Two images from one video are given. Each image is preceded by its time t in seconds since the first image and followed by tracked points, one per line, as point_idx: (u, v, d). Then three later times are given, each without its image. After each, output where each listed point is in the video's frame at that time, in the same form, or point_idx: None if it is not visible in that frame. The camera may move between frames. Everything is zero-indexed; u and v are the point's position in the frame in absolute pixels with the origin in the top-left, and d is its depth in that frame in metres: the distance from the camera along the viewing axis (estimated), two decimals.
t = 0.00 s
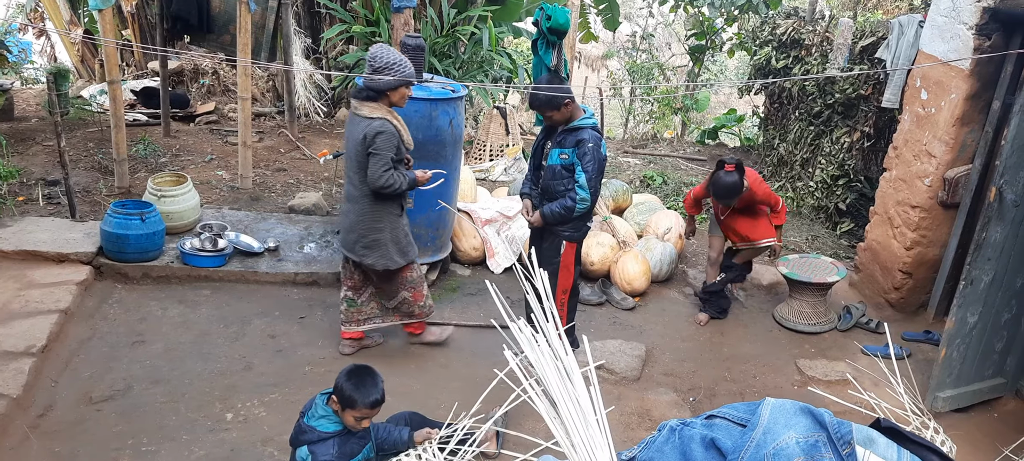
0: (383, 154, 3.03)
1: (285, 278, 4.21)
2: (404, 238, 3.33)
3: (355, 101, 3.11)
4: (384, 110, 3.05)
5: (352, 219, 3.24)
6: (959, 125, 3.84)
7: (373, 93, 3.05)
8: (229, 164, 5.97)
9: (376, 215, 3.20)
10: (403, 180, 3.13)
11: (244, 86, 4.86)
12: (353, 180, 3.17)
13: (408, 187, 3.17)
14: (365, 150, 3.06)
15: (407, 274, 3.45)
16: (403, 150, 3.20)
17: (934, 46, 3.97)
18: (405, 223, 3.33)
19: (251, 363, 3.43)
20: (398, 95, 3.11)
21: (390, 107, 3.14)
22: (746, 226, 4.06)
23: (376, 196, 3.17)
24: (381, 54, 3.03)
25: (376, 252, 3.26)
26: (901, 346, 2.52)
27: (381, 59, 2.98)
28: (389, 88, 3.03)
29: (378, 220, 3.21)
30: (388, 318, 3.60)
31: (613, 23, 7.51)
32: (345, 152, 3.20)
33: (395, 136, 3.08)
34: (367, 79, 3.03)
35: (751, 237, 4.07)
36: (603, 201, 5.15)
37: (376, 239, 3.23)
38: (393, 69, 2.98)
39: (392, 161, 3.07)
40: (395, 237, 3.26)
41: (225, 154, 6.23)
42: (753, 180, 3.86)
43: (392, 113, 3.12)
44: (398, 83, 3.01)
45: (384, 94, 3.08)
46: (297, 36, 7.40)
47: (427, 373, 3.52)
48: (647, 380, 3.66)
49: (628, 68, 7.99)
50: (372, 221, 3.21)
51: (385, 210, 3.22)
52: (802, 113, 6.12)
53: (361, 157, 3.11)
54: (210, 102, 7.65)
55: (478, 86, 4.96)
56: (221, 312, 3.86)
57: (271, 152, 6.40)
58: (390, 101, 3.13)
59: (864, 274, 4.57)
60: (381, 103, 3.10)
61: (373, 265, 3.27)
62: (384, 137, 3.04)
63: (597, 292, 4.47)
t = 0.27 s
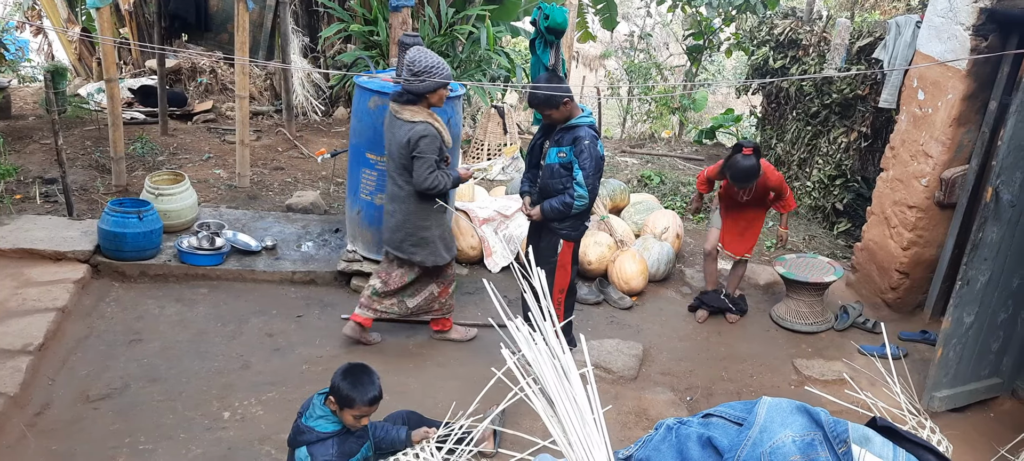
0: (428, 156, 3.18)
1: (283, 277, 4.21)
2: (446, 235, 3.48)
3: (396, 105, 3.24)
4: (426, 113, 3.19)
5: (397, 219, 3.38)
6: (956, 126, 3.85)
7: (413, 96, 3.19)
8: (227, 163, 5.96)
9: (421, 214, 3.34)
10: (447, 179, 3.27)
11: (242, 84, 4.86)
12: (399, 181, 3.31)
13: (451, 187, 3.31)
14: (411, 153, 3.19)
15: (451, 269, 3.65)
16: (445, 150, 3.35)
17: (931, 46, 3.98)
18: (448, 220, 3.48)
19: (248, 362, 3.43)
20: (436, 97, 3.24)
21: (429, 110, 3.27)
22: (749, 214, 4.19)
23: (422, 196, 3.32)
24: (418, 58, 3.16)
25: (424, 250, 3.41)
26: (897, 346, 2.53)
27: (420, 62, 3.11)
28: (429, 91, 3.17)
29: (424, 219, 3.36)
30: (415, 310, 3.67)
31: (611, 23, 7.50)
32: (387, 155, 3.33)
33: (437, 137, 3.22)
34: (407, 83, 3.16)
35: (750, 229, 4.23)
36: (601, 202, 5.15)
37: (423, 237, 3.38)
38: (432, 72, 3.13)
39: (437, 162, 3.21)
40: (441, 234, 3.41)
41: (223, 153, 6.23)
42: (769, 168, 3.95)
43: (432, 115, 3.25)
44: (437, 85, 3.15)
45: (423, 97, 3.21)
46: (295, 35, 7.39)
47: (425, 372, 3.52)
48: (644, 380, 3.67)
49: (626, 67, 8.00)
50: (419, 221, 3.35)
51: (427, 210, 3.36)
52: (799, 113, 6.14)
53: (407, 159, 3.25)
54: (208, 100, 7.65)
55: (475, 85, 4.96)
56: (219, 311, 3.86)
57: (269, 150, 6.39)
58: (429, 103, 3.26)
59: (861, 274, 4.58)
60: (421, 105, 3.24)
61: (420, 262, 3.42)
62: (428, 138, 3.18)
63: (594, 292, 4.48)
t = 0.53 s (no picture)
0: (466, 150, 3.32)
1: (281, 275, 4.21)
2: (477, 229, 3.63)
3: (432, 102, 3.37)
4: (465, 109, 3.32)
5: (432, 214, 3.53)
6: (954, 126, 3.85)
7: (451, 92, 3.32)
8: (225, 162, 5.96)
9: (457, 207, 3.50)
10: (484, 172, 3.41)
11: (241, 84, 4.86)
12: (435, 177, 3.45)
13: (490, 179, 3.46)
14: (450, 148, 3.34)
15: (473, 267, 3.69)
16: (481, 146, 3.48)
17: (930, 47, 3.98)
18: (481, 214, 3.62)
19: (247, 361, 3.43)
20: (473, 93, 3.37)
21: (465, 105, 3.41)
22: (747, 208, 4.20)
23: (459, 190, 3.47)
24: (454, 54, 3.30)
25: (452, 245, 3.54)
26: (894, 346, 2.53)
27: (458, 59, 3.25)
28: (467, 86, 3.31)
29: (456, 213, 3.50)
30: (448, 307, 3.72)
31: (609, 23, 7.51)
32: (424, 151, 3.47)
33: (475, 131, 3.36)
34: (446, 79, 3.30)
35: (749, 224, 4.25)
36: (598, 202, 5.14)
37: (453, 232, 3.52)
38: (471, 67, 3.26)
39: (475, 156, 3.36)
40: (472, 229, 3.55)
41: (221, 152, 6.22)
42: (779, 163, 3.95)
43: (469, 110, 3.38)
44: (475, 80, 3.29)
45: (461, 93, 3.34)
46: (293, 35, 7.40)
47: (423, 372, 3.51)
48: (642, 379, 3.67)
49: (624, 67, 8.01)
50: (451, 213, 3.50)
51: (462, 204, 3.51)
52: (797, 113, 6.14)
53: (444, 155, 3.39)
54: (206, 100, 7.64)
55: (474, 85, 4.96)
56: (216, 310, 3.86)
57: (267, 149, 6.40)
58: (467, 98, 3.38)
59: (859, 274, 4.58)
60: (459, 100, 3.37)
61: (451, 257, 3.56)
62: (465, 134, 3.32)
63: (593, 291, 4.48)
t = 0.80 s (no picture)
0: (494, 151, 3.36)
1: (280, 275, 4.21)
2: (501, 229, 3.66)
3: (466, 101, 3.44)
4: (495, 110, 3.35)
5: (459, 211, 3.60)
6: (953, 126, 3.86)
7: (484, 92, 3.35)
8: (224, 162, 5.96)
9: (483, 205, 3.55)
10: (511, 173, 3.45)
11: (240, 84, 4.86)
12: (464, 175, 3.52)
13: (519, 177, 3.51)
14: (479, 147, 3.39)
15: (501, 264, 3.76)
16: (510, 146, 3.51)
17: (929, 48, 3.98)
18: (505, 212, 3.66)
19: (246, 361, 3.42)
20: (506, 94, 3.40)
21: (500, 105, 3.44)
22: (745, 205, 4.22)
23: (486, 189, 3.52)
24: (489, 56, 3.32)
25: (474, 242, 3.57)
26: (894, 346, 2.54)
27: (493, 60, 3.27)
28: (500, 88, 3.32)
29: (482, 211, 3.55)
30: (454, 302, 3.71)
31: (609, 24, 7.51)
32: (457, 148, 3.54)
33: (504, 132, 3.38)
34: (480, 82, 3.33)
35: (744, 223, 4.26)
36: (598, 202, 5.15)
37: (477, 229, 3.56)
38: (504, 70, 3.28)
39: (503, 156, 3.39)
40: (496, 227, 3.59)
41: (220, 152, 6.22)
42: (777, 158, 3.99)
43: (501, 111, 3.41)
44: (507, 83, 3.29)
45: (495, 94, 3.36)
46: (292, 35, 7.40)
47: (422, 372, 3.51)
48: (641, 380, 3.67)
49: (624, 68, 8.02)
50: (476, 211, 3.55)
51: (489, 203, 3.55)
52: (797, 114, 6.15)
53: (474, 153, 3.44)
54: (205, 99, 7.64)
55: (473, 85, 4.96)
56: (215, 310, 3.86)
57: (266, 149, 6.39)
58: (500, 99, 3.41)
59: (858, 275, 4.59)
60: (491, 101, 3.40)
61: (472, 253, 3.58)
62: (494, 135, 3.36)
63: (592, 291, 4.48)
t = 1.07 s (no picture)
0: (522, 148, 3.45)
1: (279, 276, 4.20)
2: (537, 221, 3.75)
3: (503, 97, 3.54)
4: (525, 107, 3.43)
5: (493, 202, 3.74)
6: (952, 128, 3.87)
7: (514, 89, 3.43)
8: (222, 162, 5.96)
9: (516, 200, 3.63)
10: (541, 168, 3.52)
11: (238, 84, 4.85)
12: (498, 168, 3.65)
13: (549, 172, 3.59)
14: (507, 143, 3.49)
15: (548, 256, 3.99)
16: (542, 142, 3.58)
17: (928, 50, 3.99)
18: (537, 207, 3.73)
19: (244, 362, 3.42)
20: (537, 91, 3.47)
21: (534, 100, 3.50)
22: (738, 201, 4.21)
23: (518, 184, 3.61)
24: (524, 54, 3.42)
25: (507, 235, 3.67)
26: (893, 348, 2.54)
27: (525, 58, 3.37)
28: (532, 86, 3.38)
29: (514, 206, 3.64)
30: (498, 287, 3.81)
31: (607, 25, 7.52)
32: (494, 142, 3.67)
33: (531, 129, 3.45)
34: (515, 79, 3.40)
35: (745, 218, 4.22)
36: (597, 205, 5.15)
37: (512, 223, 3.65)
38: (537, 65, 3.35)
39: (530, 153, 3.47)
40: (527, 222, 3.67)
41: (218, 152, 6.21)
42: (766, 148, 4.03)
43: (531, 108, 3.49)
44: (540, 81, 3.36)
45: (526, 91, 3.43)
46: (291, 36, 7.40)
47: (421, 374, 3.50)
48: (640, 381, 3.66)
49: (622, 69, 8.03)
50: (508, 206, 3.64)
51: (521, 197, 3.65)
52: (795, 115, 6.16)
53: (505, 148, 3.55)
54: (204, 100, 7.64)
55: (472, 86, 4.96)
56: (213, 311, 3.85)
57: (265, 150, 6.39)
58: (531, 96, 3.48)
59: (857, 276, 4.59)
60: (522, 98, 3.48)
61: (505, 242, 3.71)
62: (521, 131, 3.44)
63: (591, 293, 4.48)
